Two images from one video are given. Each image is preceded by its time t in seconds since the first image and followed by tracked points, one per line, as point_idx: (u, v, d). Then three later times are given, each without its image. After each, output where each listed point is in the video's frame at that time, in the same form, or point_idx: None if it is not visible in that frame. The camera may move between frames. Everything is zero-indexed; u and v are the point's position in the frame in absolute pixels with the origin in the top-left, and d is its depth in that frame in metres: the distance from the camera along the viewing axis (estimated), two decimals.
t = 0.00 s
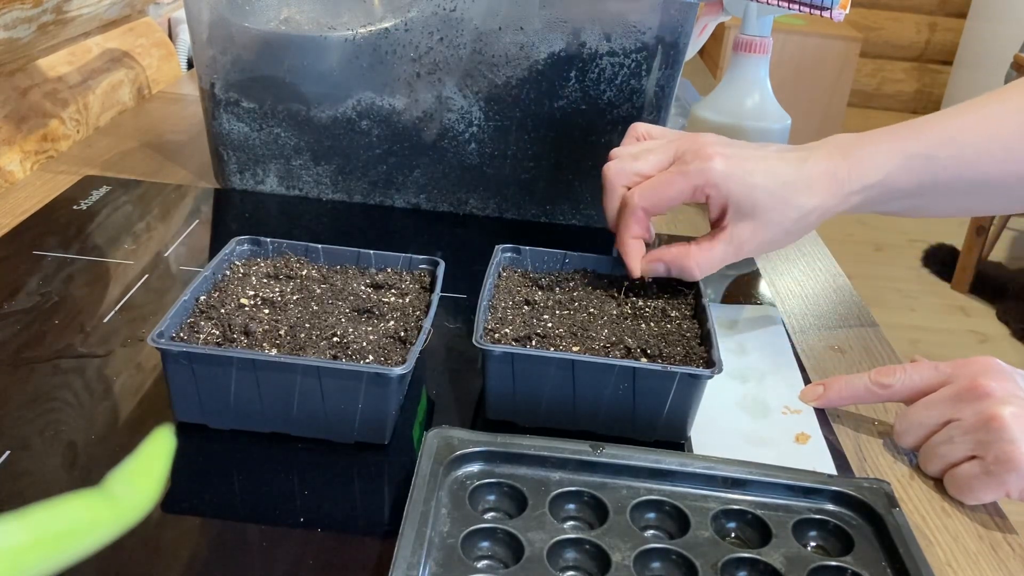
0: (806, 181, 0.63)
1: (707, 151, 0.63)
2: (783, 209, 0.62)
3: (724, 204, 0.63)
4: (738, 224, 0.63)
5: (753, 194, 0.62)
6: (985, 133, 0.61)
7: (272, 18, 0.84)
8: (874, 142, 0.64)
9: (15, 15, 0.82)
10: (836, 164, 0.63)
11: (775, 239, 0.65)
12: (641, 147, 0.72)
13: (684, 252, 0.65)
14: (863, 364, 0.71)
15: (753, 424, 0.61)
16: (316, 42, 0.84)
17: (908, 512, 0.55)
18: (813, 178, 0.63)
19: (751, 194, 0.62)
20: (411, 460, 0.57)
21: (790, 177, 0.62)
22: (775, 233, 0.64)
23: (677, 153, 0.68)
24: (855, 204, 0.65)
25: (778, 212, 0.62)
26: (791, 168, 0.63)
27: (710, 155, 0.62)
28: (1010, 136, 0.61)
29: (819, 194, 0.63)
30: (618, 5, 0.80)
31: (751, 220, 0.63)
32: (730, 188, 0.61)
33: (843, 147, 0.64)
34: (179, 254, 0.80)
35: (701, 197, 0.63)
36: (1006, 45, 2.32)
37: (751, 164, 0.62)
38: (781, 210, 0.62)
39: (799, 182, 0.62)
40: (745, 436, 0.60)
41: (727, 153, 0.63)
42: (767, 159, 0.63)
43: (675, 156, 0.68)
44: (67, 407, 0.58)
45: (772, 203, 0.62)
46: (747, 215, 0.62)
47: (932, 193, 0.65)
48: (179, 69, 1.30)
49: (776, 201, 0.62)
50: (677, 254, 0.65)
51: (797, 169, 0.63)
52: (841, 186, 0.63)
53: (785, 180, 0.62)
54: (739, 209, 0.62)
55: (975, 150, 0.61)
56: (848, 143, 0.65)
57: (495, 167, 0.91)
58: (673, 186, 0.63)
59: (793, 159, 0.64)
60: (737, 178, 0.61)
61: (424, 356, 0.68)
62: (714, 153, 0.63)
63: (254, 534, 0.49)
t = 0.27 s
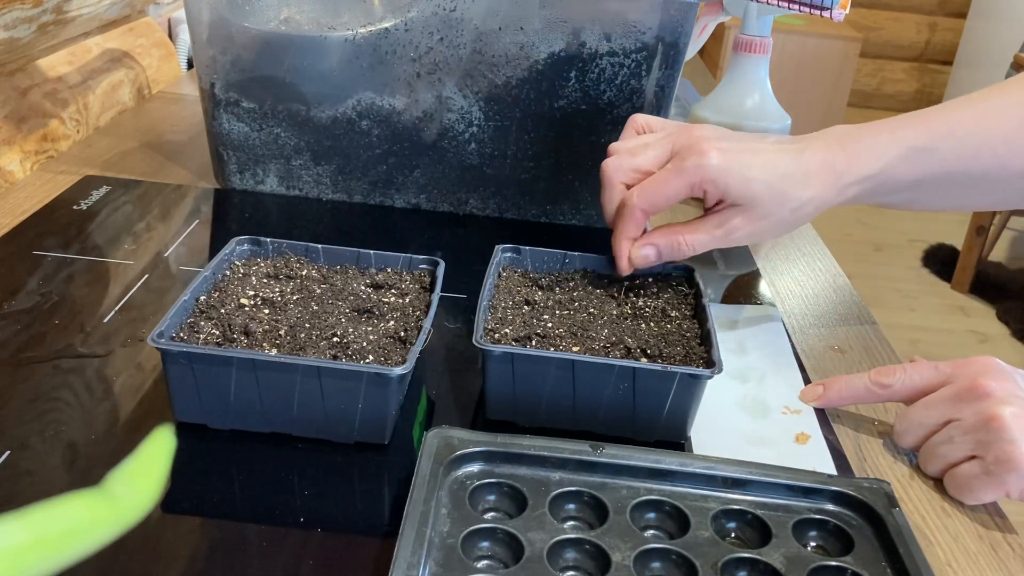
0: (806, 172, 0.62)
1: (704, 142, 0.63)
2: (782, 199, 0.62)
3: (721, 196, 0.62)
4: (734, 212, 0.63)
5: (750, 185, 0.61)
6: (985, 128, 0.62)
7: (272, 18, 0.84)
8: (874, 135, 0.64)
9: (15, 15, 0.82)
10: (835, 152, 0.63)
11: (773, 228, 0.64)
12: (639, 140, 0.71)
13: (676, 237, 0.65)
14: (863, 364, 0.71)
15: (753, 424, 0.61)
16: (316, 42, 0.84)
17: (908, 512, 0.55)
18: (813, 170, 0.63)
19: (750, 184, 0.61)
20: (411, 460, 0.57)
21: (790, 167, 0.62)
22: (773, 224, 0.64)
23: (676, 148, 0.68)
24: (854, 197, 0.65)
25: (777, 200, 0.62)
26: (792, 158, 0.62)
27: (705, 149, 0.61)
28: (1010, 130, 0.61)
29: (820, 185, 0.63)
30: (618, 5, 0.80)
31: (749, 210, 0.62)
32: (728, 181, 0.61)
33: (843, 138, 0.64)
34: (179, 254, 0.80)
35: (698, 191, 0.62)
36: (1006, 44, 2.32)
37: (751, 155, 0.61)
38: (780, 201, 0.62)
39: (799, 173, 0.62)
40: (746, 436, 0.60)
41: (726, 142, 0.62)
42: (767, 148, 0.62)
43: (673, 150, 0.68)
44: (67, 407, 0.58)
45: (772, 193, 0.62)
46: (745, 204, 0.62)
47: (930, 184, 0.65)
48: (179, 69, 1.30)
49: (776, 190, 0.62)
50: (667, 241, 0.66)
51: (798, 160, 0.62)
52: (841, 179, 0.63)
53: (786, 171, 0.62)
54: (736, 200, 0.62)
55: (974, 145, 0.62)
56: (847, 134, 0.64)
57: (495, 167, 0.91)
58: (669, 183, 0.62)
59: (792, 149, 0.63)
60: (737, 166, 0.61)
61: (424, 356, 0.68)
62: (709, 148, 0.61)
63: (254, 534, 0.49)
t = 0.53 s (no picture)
0: (806, 179, 0.63)
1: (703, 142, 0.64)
2: (782, 202, 0.62)
3: (722, 194, 0.62)
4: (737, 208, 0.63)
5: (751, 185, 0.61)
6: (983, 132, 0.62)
7: (272, 18, 0.84)
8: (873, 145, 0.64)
9: (15, 15, 0.82)
10: (834, 163, 0.63)
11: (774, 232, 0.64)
12: (644, 135, 0.72)
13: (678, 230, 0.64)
14: (863, 364, 0.71)
15: (753, 424, 0.61)
16: (316, 42, 0.84)
17: (908, 512, 0.55)
18: (812, 180, 0.63)
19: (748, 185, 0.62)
20: (411, 460, 0.57)
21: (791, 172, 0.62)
22: (773, 229, 0.64)
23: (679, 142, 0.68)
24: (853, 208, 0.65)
25: (776, 203, 0.62)
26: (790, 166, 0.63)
27: (710, 147, 0.62)
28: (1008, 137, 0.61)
29: (819, 193, 0.63)
30: (618, 5, 0.80)
31: (751, 209, 0.62)
32: (729, 179, 0.61)
33: (842, 148, 0.64)
34: (179, 254, 0.80)
35: (699, 188, 0.63)
36: (1006, 44, 2.32)
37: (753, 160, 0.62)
38: (779, 204, 0.62)
39: (799, 180, 0.62)
40: (746, 436, 0.60)
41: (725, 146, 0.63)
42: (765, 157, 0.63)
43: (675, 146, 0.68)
44: (67, 407, 0.58)
45: (773, 200, 0.62)
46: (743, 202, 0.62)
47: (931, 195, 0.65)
48: (179, 69, 1.30)
49: (775, 194, 0.62)
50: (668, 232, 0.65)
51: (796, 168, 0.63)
52: (842, 188, 0.63)
53: (784, 177, 0.62)
54: (737, 201, 0.62)
55: (973, 150, 0.62)
56: (845, 144, 0.65)
57: (495, 167, 0.91)
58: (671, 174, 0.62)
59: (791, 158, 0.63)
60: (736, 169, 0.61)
61: (424, 356, 0.68)
62: (714, 146, 0.62)
63: (255, 534, 0.49)
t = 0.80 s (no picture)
0: (808, 181, 0.63)
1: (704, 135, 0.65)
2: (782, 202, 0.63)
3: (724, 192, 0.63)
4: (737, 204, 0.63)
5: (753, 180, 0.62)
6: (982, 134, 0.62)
7: (272, 18, 0.84)
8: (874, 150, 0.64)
9: (15, 15, 0.82)
10: (834, 166, 0.64)
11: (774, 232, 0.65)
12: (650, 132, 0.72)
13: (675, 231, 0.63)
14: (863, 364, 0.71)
15: (753, 424, 0.61)
16: (316, 42, 0.84)
17: (908, 512, 0.55)
18: (814, 183, 0.63)
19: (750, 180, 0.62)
20: (411, 460, 0.57)
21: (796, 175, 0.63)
22: (773, 232, 0.64)
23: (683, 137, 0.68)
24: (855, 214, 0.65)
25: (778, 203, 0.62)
26: (792, 169, 0.63)
27: (715, 140, 0.63)
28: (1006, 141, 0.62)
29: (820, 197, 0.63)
30: (618, 5, 0.80)
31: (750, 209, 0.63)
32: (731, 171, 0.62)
33: (844, 155, 0.65)
34: (179, 254, 0.80)
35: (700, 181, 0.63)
36: (1006, 44, 2.32)
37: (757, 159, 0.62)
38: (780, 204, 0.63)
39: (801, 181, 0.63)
40: (746, 436, 0.60)
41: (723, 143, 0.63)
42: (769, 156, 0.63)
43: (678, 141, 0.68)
44: (67, 407, 0.58)
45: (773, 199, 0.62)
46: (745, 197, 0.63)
47: (932, 198, 0.65)
48: (179, 69, 1.30)
49: (776, 193, 0.62)
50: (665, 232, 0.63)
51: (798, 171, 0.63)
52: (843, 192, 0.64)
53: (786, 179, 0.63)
54: (738, 199, 0.63)
55: (973, 151, 0.62)
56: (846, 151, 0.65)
57: (495, 167, 0.91)
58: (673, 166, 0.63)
59: (794, 162, 0.64)
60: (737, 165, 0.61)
61: (424, 356, 0.68)
62: (719, 140, 0.63)
63: (255, 534, 0.49)
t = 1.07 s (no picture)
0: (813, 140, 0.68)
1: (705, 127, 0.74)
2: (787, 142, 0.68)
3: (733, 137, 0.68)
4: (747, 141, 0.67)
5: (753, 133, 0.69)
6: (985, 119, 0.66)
7: (272, 18, 0.84)
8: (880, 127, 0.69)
9: (16, 15, 0.82)
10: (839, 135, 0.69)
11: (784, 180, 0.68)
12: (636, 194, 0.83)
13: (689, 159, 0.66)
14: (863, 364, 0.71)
15: (753, 424, 0.61)
16: (316, 42, 0.84)
17: (908, 512, 0.55)
18: (818, 145, 0.68)
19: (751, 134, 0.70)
20: (411, 460, 0.57)
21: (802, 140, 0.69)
22: (781, 178, 0.68)
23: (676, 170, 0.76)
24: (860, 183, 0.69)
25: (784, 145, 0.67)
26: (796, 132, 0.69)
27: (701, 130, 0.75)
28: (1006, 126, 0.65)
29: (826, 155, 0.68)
30: (617, 5, 0.80)
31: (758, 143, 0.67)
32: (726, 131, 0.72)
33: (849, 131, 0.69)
34: (179, 254, 0.80)
35: (692, 142, 0.73)
36: (1006, 44, 2.32)
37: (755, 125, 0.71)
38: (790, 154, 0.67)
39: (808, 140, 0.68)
40: (746, 436, 0.60)
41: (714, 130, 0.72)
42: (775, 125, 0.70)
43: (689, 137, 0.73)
44: (67, 407, 0.58)
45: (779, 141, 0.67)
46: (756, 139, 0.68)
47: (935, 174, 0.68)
48: (179, 69, 1.30)
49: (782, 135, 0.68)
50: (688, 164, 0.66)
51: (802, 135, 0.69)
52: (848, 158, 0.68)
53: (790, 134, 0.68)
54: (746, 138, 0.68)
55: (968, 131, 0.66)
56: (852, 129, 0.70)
57: (495, 167, 0.91)
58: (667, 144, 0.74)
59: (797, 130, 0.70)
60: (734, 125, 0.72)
61: (424, 356, 0.68)
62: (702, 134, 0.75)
63: (255, 534, 0.49)
